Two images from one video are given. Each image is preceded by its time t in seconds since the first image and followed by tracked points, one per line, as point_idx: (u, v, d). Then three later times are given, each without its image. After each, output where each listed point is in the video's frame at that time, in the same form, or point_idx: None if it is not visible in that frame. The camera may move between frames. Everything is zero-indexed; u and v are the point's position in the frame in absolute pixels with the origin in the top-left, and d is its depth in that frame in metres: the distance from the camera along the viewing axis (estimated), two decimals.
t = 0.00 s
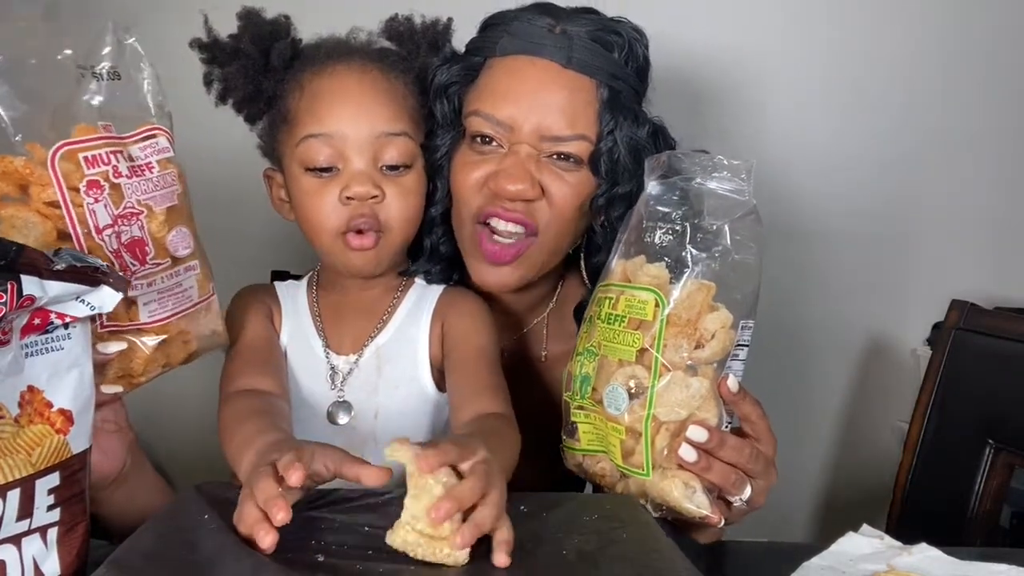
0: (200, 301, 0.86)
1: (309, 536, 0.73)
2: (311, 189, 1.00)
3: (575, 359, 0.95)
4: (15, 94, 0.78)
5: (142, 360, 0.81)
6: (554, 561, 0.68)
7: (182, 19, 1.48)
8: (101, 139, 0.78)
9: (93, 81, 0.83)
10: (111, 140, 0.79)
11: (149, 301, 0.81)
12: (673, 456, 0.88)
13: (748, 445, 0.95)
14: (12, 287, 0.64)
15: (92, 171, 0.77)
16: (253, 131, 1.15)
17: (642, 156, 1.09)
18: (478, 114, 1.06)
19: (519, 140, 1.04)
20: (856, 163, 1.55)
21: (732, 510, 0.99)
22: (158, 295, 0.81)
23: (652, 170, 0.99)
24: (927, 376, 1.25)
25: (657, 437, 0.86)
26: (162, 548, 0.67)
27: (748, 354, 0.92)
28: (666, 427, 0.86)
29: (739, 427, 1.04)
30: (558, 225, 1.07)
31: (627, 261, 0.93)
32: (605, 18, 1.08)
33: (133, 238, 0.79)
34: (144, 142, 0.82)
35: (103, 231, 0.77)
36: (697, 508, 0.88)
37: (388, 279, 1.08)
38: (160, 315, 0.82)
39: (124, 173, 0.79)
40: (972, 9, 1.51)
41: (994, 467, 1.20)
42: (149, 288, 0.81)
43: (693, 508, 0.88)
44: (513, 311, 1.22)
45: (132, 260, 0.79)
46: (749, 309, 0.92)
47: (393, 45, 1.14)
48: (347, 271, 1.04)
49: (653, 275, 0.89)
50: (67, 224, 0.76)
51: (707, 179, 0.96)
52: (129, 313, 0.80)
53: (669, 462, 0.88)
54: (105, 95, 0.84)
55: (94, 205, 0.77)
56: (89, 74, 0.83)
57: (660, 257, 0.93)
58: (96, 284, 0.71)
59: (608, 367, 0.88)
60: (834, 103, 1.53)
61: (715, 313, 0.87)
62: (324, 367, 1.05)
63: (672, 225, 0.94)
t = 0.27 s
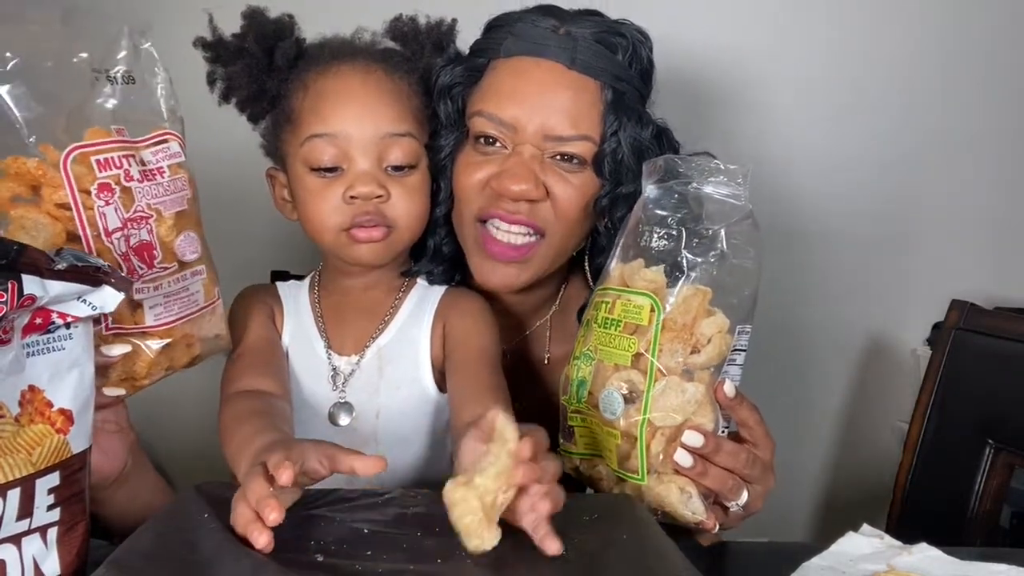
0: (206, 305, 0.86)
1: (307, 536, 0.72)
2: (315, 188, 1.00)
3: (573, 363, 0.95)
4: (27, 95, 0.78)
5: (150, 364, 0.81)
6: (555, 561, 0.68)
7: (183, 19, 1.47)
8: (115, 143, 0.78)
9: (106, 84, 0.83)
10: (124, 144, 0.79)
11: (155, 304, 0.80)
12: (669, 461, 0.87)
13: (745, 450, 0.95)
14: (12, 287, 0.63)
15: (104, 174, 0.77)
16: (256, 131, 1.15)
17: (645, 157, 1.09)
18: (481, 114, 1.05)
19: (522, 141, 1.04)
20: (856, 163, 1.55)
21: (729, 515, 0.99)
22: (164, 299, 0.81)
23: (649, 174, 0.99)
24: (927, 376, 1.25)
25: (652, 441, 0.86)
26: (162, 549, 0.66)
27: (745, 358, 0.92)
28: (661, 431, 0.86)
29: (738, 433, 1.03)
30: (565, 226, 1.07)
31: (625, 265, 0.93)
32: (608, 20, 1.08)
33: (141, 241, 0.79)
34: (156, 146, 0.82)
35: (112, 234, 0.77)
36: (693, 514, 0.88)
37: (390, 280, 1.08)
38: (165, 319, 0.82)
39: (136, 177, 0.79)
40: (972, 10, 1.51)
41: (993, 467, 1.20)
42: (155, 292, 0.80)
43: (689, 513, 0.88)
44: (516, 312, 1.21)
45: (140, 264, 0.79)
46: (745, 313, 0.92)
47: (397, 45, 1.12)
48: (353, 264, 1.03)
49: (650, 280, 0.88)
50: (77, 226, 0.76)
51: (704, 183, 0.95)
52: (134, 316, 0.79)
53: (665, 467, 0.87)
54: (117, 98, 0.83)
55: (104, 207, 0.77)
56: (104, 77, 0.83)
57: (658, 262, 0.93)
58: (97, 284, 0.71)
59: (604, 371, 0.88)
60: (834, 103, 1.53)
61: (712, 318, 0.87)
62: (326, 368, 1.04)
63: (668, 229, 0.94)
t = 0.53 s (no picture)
0: (208, 307, 0.86)
1: (307, 536, 0.71)
2: (319, 188, 0.99)
3: (574, 363, 0.95)
4: (33, 96, 0.77)
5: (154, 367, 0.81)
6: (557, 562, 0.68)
7: (185, 19, 1.47)
8: (120, 144, 0.78)
9: (113, 87, 0.82)
10: (129, 146, 0.79)
11: (158, 306, 0.80)
12: (671, 461, 0.87)
13: (746, 451, 0.95)
14: (13, 286, 0.63)
15: (110, 175, 0.77)
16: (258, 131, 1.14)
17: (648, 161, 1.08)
18: (484, 117, 1.05)
19: (525, 143, 1.04)
20: (857, 163, 1.55)
21: (730, 516, 0.99)
22: (167, 301, 0.81)
23: (653, 175, 0.98)
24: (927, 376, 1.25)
25: (655, 440, 0.86)
26: (162, 549, 0.66)
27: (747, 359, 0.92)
28: (664, 430, 0.86)
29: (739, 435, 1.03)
30: (569, 232, 1.07)
31: (628, 265, 0.93)
32: (612, 25, 1.07)
33: (145, 243, 0.79)
34: (162, 149, 0.82)
35: (116, 235, 0.77)
36: (694, 514, 0.89)
37: (392, 281, 1.07)
38: (168, 321, 0.81)
39: (141, 179, 0.79)
40: (972, 11, 1.51)
41: (993, 467, 1.20)
42: (158, 294, 0.80)
43: (690, 513, 0.88)
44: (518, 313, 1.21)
45: (143, 265, 0.79)
46: (748, 314, 0.92)
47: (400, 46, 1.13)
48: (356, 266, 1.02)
49: (653, 279, 0.88)
50: (81, 227, 0.76)
51: (707, 184, 0.95)
52: (137, 317, 0.79)
53: (667, 466, 0.87)
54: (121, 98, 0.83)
55: (109, 208, 0.76)
56: (110, 79, 0.83)
57: (661, 262, 0.93)
58: (98, 283, 0.70)
59: (606, 371, 0.88)
60: (833, 102, 1.53)
61: (714, 318, 0.87)
62: (328, 370, 1.04)
63: (671, 229, 0.94)
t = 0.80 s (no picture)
0: (211, 308, 0.86)
1: (307, 536, 0.71)
2: (321, 190, 0.99)
3: (571, 369, 0.95)
4: (40, 96, 0.77)
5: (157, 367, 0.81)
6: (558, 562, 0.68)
7: (185, 19, 1.47)
8: (126, 145, 0.78)
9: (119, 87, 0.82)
10: (135, 146, 0.79)
11: (163, 306, 0.80)
12: (669, 468, 0.88)
13: (746, 456, 0.95)
14: (13, 285, 0.63)
15: (116, 175, 0.77)
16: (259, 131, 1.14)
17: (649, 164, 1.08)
18: (484, 120, 1.05)
19: (525, 146, 1.04)
20: (857, 163, 1.55)
21: (729, 522, 0.99)
22: (171, 301, 0.81)
23: (651, 180, 0.97)
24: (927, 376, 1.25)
25: (652, 447, 0.86)
26: (162, 548, 0.66)
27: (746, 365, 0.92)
28: (661, 438, 0.86)
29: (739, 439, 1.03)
30: (569, 234, 1.07)
31: (626, 270, 0.93)
32: (614, 27, 1.07)
33: (150, 243, 0.79)
34: (166, 149, 0.82)
35: (122, 235, 0.77)
36: (692, 520, 0.89)
37: (392, 282, 1.07)
38: (172, 321, 0.81)
39: (146, 180, 0.79)
40: (971, 12, 1.52)
41: (993, 467, 1.20)
42: (163, 294, 0.80)
43: (688, 519, 0.89)
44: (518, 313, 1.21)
45: (148, 265, 0.79)
46: (748, 319, 0.92)
47: (402, 46, 1.12)
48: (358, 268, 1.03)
49: (651, 286, 0.88)
50: (87, 227, 0.76)
51: (705, 189, 0.95)
52: (142, 317, 0.79)
53: (665, 473, 0.88)
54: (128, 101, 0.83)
55: (115, 209, 0.76)
56: (116, 80, 0.82)
57: (659, 268, 0.92)
58: (98, 284, 0.70)
59: (604, 377, 0.88)
60: (833, 103, 1.53)
61: (712, 325, 0.87)
62: (329, 370, 1.04)
63: (668, 235, 0.94)
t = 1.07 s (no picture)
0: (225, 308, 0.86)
1: (306, 536, 0.71)
2: (326, 190, 0.99)
3: (575, 371, 0.95)
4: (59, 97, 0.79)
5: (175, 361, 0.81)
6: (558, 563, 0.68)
7: (185, 19, 1.47)
8: (155, 147, 0.78)
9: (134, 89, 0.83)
10: (163, 149, 0.79)
11: (187, 304, 0.79)
12: (672, 471, 0.88)
13: (749, 460, 0.94)
14: (13, 284, 0.63)
15: (148, 176, 0.77)
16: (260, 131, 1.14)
17: (648, 163, 1.07)
18: (484, 119, 1.05)
19: (525, 145, 1.04)
20: (857, 164, 1.55)
21: (731, 525, 1.00)
22: (194, 298, 0.80)
23: (656, 181, 0.98)
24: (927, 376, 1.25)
25: (656, 452, 0.86)
26: (161, 548, 0.66)
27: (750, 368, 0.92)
28: (665, 441, 0.86)
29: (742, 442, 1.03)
30: (568, 234, 1.08)
31: (631, 272, 0.93)
32: (614, 27, 1.07)
33: (177, 243, 0.79)
34: (190, 152, 0.82)
35: (152, 234, 0.77)
36: (695, 524, 0.89)
37: (393, 282, 1.07)
38: (194, 318, 0.81)
39: (175, 181, 0.79)
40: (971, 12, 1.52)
41: (993, 467, 1.20)
42: (188, 293, 0.80)
43: (691, 524, 0.89)
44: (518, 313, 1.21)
45: (175, 264, 0.79)
46: (752, 324, 0.92)
47: (404, 46, 1.12)
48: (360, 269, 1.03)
49: (656, 288, 0.88)
50: (120, 226, 0.76)
51: (711, 193, 0.95)
52: (168, 314, 0.78)
53: (668, 476, 0.88)
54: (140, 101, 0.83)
55: (147, 209, 0.76)
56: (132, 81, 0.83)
57: (664, 270, 0.93)
58: (98, 283, 0.69)
59: (608, 380, 0.88)
60: (834, 103, 1.53)
61: (717, 328, 0.87)
62: (329, 370, 1.04)
63: (672, 238, 0.94)
